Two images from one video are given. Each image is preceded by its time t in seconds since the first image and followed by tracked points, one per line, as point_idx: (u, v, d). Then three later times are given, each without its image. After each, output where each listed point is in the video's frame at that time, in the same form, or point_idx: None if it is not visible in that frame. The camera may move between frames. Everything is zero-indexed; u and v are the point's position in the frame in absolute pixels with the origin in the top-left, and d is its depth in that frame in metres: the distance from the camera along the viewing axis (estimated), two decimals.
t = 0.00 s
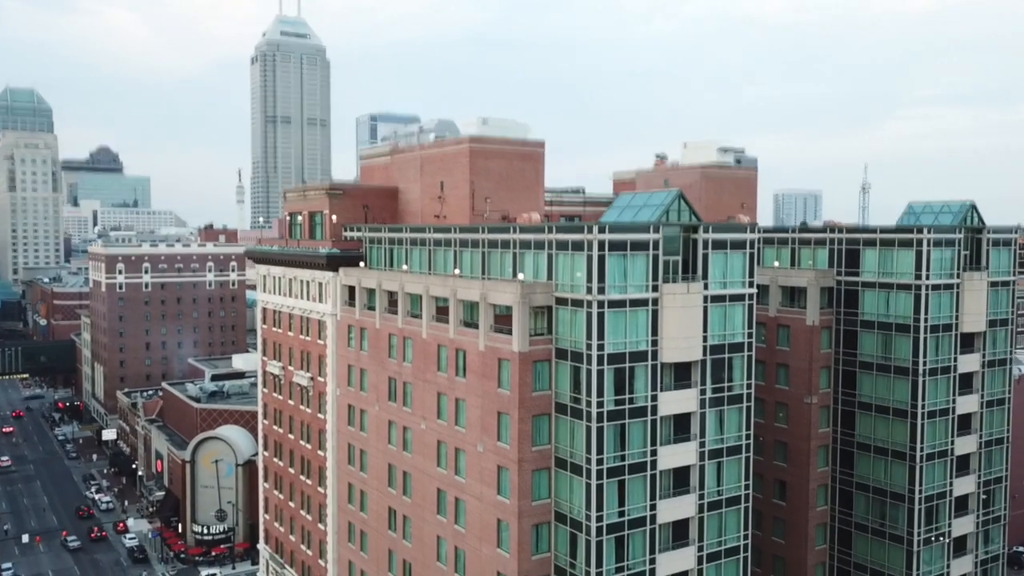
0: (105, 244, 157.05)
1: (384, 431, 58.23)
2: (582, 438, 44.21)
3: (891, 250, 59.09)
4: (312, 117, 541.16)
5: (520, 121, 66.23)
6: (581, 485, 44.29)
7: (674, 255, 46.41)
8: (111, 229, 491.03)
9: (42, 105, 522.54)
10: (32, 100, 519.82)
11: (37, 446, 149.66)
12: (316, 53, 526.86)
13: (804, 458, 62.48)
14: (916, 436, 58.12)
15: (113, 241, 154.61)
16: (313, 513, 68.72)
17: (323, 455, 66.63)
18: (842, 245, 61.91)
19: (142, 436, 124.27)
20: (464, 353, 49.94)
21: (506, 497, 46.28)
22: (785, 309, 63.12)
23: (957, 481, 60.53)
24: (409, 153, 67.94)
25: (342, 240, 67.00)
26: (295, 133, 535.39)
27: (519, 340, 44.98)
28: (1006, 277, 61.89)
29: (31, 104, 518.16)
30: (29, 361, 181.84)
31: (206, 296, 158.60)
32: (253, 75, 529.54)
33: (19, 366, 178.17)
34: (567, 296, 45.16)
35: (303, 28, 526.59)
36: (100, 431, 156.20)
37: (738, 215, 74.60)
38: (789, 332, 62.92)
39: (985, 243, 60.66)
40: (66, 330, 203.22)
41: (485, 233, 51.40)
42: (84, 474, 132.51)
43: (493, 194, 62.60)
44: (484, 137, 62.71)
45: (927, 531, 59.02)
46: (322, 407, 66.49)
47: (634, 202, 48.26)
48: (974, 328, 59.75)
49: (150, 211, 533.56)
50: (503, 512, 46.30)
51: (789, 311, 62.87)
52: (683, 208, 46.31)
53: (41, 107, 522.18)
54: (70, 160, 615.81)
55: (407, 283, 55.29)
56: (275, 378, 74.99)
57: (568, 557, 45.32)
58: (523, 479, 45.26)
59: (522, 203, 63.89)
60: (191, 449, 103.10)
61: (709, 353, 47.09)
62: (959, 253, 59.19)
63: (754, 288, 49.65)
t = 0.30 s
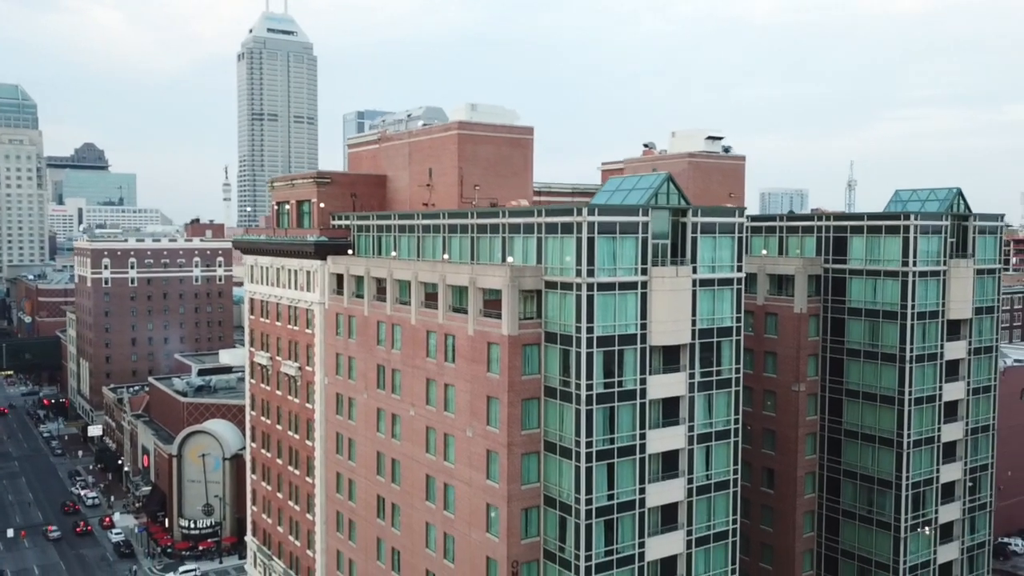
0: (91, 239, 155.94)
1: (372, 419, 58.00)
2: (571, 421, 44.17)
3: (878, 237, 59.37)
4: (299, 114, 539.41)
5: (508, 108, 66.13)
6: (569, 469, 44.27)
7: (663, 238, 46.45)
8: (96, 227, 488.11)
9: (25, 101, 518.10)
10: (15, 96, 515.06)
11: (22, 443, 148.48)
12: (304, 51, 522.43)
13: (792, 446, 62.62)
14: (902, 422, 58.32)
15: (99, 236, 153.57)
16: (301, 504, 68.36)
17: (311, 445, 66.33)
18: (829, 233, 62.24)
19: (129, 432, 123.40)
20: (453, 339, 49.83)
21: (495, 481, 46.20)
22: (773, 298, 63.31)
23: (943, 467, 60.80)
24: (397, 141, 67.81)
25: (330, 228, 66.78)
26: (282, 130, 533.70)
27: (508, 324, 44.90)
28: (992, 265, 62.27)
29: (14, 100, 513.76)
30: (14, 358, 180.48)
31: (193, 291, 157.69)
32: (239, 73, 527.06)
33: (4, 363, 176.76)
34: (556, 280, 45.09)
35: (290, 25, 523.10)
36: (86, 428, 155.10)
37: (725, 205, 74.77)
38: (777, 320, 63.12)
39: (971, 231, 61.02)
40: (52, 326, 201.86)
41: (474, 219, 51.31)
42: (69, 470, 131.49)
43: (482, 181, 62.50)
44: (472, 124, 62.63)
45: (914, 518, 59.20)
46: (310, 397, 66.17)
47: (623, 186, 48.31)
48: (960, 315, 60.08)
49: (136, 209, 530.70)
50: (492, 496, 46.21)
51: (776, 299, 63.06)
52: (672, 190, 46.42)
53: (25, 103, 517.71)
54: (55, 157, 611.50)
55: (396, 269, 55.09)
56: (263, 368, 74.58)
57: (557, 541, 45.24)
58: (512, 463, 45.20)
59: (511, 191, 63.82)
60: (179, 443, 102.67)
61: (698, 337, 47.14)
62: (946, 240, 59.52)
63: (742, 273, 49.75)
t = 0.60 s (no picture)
0: (76, 234, 154.98)
1: (361, 407, 57.82)
2: (560, 404, 44.17)
3: (865, 224, 59.61)
4: (287, 113, 537.70)
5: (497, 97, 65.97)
6: (558, 452, 44.26)
7: (651, 222, 46.49)
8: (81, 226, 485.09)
9: (9, 100, 514.56)
10: None
11: (7, 440, 147.37)
12: (291, 51, 521.93)
13: (780, 433, 62.80)
14: (889, 409, 58.57)
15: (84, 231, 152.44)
16: (289, 494, 68.04)
17: (298, 435, 66.04)
18: (817, 221, 62.51)
19: (115, 427, 122.62)
20: (441, 324, 49.72)
21: (484, 466, 46.14)
22: (761, 286, 63.45)
23: (930, 454, 61.10)
24: (385, 130, 67.62)
25: (318, 218, 66.56)
26: (270, 129, 531.95)
27: (497, 307, 44.83)
28: (978, 253, 62.64)
29: None
30: None
31: (180, 287, 157.05)
32: (226, 72, 525.13)
33: None
34: (544, 263, 45.02)
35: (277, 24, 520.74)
36: (71, 425, 154.09)
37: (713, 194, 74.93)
38: (765, 308, 63.28)
39: (957, 218, 61.39)
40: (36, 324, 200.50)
41: (462, 204, 51.18)
42: (54, 466, 130.59)
43: (470, 170, 62.36)
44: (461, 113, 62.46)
45: (901, 503, 59.47)
46: (298, 387, 65.87)
47: (611, 171, 48.34)
48: (947, 302, 60.38)
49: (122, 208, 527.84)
50: (481, 480, 46.17)
51: (764, 287, 63.22)
52: (661, 174, 46.49)
53: (9, 101, 514.20)
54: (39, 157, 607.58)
55: (384, 256, 54.90)
56: (250, 359, 74.23)
57: (546, 525, 45.25)
58: (501, 447, 45.16)
59: (499, 179, 63.72)
60: (165, 438, 102.09)
61: (686, 322, 47.19)
62: (932, 227, 59.86)
63: (730, 258, 49.87)
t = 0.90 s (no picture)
0: (60, 230, 153.95)
1: (348, 394, 57.63)
2: (548, 386, 44.18)
3: (851, 212, 59.93)
4: (273, 112, 536.09)
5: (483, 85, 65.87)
6: (546, 435, 44.24)
7: (638, 206, 46.58)
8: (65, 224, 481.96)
9: None
10: None
11: None
12: (278, 49, 521.65)
13: (766, 420, 62.98)
14: (875, 394, 58.88)
15: (68, 227, 151.34)
16: (275, 485, 67.72)
17: (285, 424, 65.75)
18: (803, 209, 62.79)
19: (99, 423, 121.83)
20: (429, 309, 49.60)
21: (472, 450, 46.07)
22: (747, 274, 63.62)
23: (915, 439, 61.48)
24: (372, 118, 67.43)
25: (304, 206, 66.34)
26: (256, 127, 530.20)
27: (484, 290, 44.74)
28: (963, 241, 63.13)
29: None
30: None
31: (165, 282, 156.65)
32: (212, 70, 523.07)
33: None
34: (532, 247, 44.97)
35: (264, 22, 519.56)
36: (55, 422, 152.93)
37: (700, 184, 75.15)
38: (752, 296, 63.43)
39: (942, 206, 61.82)
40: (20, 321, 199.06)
41: (449, 189, 51.08)
42: (38, 463, 129.58)
43: (457, 157, 62.26)
44: (448, 100, 62.26)
45: (886, 489, 59.80)
46: (285, 376, 65.58)
47: (598, 155, 48.40)
48: (931, 289, 60.80)
49: (107, 207, 524.62)
50: (469, 464, 46.09)
51: (750, 275, 63.40)
52: (648, 157, 46.64)
53: None
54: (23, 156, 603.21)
55: (370, 243, 54.72)
56: (236, 350, 73.87)
57: (534, 509, 45.23)
58: (488, 430, 45.12)
59: (486, 166, 63.65)
60: (151, 432, 101.59)
61: (673, 305, 47.30)
62: (917, 214, 60.25)
63: (717, 243, 50.10)
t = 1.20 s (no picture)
0: (43, 225, 152.93)
1: (333, 382, 57.42)
2: (533, 370, 44.15)
3: (835, 199, 60.24)
4: (259, 111, 534.26)
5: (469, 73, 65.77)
6: (532, 419, 44.19)
7: (624, 190, 46.67)
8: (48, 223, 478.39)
9: None
10: None
11: None
12: (264, 47, 520.52)
13: (751, 409, 63.17)
14: (859, 381, 59.18)
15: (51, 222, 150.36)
16: (260, 475, 67.38)
17: (270, 414, 65.41)
18: (787, 197, 63.12)
19: (82, 418, 120.86)
20: (414, 294, 49.46)
21: (458, 434, 45.97)
22: (733, 262, 63.82)
23: (899, 427, 61.83)
24: (357, 107, 67.28)
25: (289, 195, 66.12)
26: (241, 126, 528.27)
27: (470, 274, 44.64)
28: (946, 229, 63.61)
29: None
30: None
31: (150, 278, 155.96)
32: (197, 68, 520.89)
33: None
34: (518, 231, 44.89)
35: (249, 21, 520.04)
36: (38, 419, 151.64)
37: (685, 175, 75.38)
38: (737, 284, 63.64)
39: (924, 194, 62.30)
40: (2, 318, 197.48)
41: (434, 174, 50.97)
42: (21, 460, 128.35)
43: (443, 144, 62.18)
44: (433, 87, 62.13)
45: (870, 475, 60.08)
46: (270, 365, 65.28)
47: (583, 140, 48.44)
48: (914, 277, 61.21)
49: (91, 205, 521.14)
50: (454, 449, 46.01)
51: (735, 264, 63.61)
52: (633, 141, 46.85)
53: None
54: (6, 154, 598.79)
55: (356, 229, 54.50)
56: (221, 341, 73.49)
57: (520, 493, 45.18)
58: (474, 414, 45.05)
59: (471, 154, 63.60)
60: (135, 426, 100.95)
61: (658, 290, 47.38)
62: (900, 202, 60.64)
63: (702, 228, 50.23)
